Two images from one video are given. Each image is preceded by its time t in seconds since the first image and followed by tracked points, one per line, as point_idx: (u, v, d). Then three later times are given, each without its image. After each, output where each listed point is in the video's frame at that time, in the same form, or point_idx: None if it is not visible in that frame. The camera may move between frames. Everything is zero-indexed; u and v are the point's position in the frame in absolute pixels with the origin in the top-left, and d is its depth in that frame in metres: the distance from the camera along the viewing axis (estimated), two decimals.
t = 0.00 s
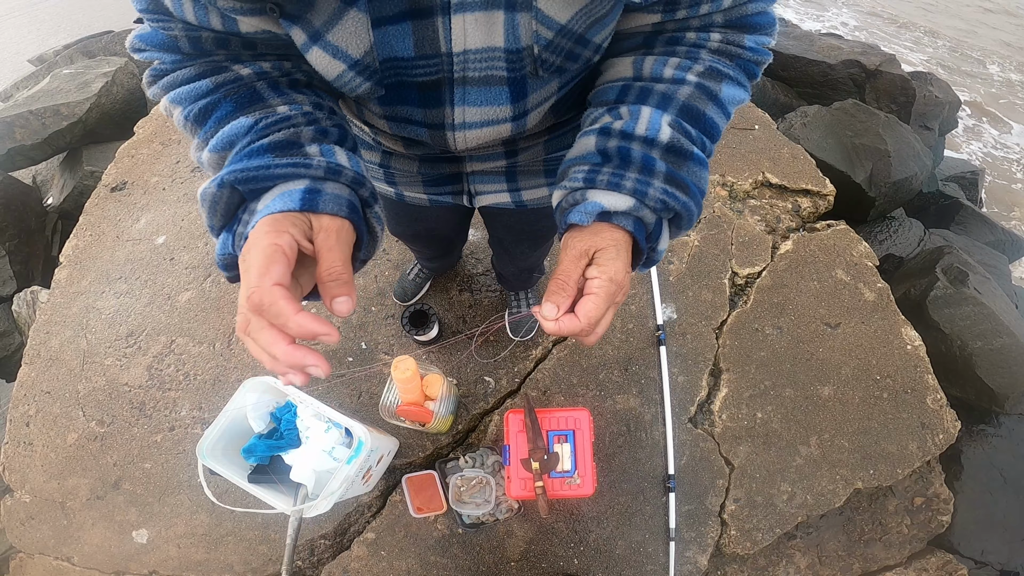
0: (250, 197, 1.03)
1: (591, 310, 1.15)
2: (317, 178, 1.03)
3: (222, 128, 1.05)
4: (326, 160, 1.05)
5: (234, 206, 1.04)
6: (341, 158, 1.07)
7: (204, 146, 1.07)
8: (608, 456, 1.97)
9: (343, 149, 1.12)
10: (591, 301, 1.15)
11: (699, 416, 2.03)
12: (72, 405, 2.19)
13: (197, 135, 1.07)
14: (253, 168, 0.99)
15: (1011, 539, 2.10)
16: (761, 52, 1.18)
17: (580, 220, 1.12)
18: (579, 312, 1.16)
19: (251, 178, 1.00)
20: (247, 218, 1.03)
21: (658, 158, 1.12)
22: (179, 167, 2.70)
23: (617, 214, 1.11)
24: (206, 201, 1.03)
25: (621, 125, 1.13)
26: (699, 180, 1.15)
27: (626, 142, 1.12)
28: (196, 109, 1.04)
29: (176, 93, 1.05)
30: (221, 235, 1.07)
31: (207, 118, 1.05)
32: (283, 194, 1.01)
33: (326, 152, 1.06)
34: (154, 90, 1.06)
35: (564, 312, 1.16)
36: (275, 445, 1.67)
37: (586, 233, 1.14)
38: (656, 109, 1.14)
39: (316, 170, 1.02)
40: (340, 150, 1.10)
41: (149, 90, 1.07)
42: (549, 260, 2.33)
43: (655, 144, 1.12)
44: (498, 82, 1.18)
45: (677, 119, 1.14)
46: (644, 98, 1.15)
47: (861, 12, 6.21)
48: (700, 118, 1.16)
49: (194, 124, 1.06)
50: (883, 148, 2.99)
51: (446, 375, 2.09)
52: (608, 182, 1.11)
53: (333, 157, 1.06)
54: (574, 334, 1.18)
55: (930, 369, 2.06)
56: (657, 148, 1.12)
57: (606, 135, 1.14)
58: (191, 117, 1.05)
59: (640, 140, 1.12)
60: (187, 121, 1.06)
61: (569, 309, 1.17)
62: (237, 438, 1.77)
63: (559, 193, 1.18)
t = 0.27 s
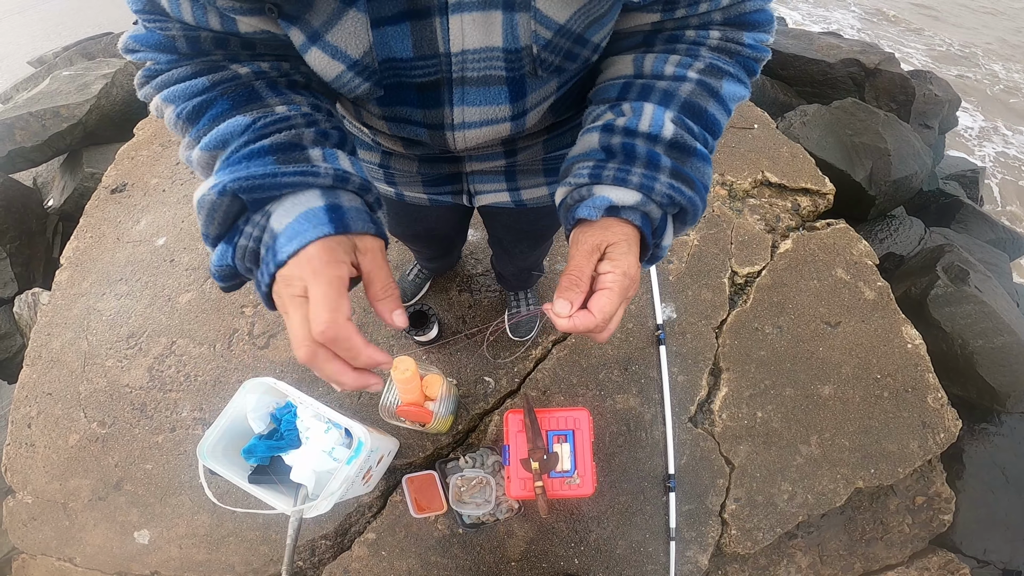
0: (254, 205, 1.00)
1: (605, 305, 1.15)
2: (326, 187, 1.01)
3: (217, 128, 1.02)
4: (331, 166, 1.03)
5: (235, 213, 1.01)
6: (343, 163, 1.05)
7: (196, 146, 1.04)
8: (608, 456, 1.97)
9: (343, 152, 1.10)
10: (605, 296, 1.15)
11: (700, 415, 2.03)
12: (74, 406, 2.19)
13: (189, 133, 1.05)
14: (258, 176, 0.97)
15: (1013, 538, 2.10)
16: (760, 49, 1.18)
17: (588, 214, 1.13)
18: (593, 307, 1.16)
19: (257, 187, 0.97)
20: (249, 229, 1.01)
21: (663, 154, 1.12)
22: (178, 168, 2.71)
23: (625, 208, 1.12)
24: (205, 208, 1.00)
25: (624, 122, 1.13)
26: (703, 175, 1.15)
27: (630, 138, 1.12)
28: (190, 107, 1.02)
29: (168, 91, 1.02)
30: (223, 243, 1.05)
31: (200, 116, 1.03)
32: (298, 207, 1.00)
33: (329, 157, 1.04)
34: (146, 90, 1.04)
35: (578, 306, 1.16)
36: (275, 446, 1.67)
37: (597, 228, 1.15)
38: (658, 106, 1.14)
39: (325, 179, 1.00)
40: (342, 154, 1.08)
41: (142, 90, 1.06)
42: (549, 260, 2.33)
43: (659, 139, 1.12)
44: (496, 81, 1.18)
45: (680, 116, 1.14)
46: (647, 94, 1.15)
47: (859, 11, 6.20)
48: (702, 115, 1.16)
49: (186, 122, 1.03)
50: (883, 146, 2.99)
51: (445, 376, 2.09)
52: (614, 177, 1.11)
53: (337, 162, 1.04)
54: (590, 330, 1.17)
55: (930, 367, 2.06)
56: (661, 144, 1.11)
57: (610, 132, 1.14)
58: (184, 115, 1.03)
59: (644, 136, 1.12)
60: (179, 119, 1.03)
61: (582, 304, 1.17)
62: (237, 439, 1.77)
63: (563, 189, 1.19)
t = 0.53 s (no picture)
0: (280, 194, 1.00)
1: (620, 310, 1.20)
2: (349, 169, 1.02)
3: (227, 122, 1.01)
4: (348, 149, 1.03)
5: (258, 207, 1.01)
6: (357, 146, 1.05)
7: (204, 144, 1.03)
8: (607, 455, 1.97)
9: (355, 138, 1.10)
10: (619, 301, 1.20)
11: (699, 415, 2.03)
12: (75, 408, 2.20)
13: (195, 132, 1.04)
14: (283, 164, 0.97)
15: (1015, 537, 2.09)
16: (758, 50, 1.18)
17: (598, 220, 1.13)
18: (609, 314, 1.21)
19: (282, 175, 0.97)
20: (279, 217, 1.01)
21: (667, 155, 1.12)
22: (178, 170, 2.71)
23: (635, 213, 1.12)
24: (228, 205, 0.99)
25: (628, 125, 1.13)
26: (707, 176, 1.16)
27: (635, 141, 1.12)
28: (193, 107, 1.01)
29: (168, 93, 1.01)
30: (248, 237, 1.04)
31: (204, 114, 1.02)
32: (330, 191, 1.00)
33: (343, 142, 1.04)
34: (143, 92, 1.03)
35: (594, 314, 1.21)
36: (275, 447, 1.67)
37: (609, 235, 1.16)
38: (661, 108, 1.14)
39: (346, 161, 1.01)
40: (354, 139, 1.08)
41: (140, 93, 1.04)
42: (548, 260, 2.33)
43: (664, 141, 1.12)
44: (496, 83, 1.18)
45: (683, 117, 1.14)
46: (649, 97, 1.15)
47: (858, 10, 6.20)
48: (704, 115, 1.16)
49: (190, 122, 1.02)
50: (882, 145, 2.99)
51: (445, 376, 2.09)
52: (622, 181, 1.12)
53: (352, 146, 1.05)
54: (606, 335, 1.23)
55: (930, 366, 2.06)
56: (665, 146, 1.12)
57: (615, 135, 1.13)
58: (188, 114, 1.02)
59: (648, 138, 1.12)
60: (181, 119, 1.02)
61: (597, 311, 1.22)
62: (237, 440, 1.77)
63: (570, 194, 1.19)
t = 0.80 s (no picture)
0: (246, 211, 0.96)
1: (605, 304, 1.20)
2: (313, 176, 0.96)
3: (197, 128, 0.98)
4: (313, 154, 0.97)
5: (227, 224, 0.98)
6: (325, 150, 1.00)
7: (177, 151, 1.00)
8: (607, 454, 1.97)
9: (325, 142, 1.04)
10: (604, 295, 1.19)
11: (699, 414, 2.03)
12: (76, 409, 2.20)
13: (170, 137, 1.01)
14: (238, 179, 0.92)
15: (1016, 535, 2.09)
16: (750, 47, 1.19)
17: (585, 213, 1.13)
18: (592, 306, 1.20)
19: (239, 190, 0.93)
20: (248, 238, 0.98)
21: (657, 151, 1.12)
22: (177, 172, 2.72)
23: (621, 206, 1.12)
24: (190, 224, 0.96)
25: (618, 120, 1.14)
26: (697, 171, 1.15)
27: (624, 136, 1.12)
28: (169, 110, 0.98)
29: (148, 95, 0.99)
30: (224, 261, 1.02)
31: (181, 117, 0.99)
32: (292, 203, 0.95)
33: (310, 146, 0.99)
34: (126, 94, 1.02)
35: (577, 306, 1.21)
36: (275, 447, 1.67)
37: (594, 228, 1.15)
38: (651, 104, 1.14)
39: (310, 167, 0.96)
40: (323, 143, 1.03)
41: (123, 95, 1.03)
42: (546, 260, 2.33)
43: (653, 137, 1.12)
44: (494, 82, 1.18)
45: (673, 113, 1.15)
46: (640, 93, 1.16)
47: (856, 8, 6.20)
48: (694, 112, 1.16)
49: (166, 125, 1.00)
50: (881, 143, 2.99)
51: (445, 376, 2.10)
52: (609, 176, 1.12)
53: (319, 149, 0.99)
54: (590, 327, 1.23)
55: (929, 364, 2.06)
56: (655, 141, 1.12)
57: (603, 130, 1.14)
58: (164, 117, 0.99)
59: (638, 134, 1.12)
60: (159, 121, 1.00)
61: (581, 303, 1.22)
62: (237, 440, 1.78)
63: (559, 188, 1.19)
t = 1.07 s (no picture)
0: (251, 260, 0.96)
1: (574, 290, 1.18)
2: (320, 226, 0.96)
3: (199, 155, 0.97)
4: (321, 203, 0.97)
5: (234, 269, 0.98)
6: (334, 196, 0.99)
7: (175, 175, 1.00)
8: (606, 453, 1.97)
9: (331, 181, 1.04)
10: (574, 281, 1.17)
11: (698, 412, 2.03)
12: (76, 410, 2.20)
13: (168, 157, 1.00)
14: (245, 230, 0.92)
15: (1017, 533, 2.09)
16: (741, 43, 1.19)
17: (565, 200, 1.13)
18: (561, 290, 1.19)
19: (247, 244, 0.93)
20: (255, 287, 0.98)
21: (643, 143, 1.12)
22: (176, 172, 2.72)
23: (601, 195, 1.11)
24: (197, 269, 0.96)
25: (605, 113, 1.13)
26: (683, 165, 1.15)
27: (611, 128, 1.12)
28: (169, 128, 0.97)
29: (144, 108, 0.97)
30: (231, 303, 1.03)
31: (180, 138, 0.98)
32: (299, 260, 0.95)
33: (319, 192, 0.98)
34: (117, 102, 0.99)
35: (547, 288, 1.19)
36: (274, 446, 1.68)
37: (569, 213, 1.15)
38: (639, 97, 1.14)
39: (318, 219, 0.95)
40: (331, 185, 1.02)
41: (114, 103, 1.00)
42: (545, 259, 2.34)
43: (639, 130, 1.12)
44: (490, 80, 1.18)
45: (661, 107, 1.14)
46: (628, 87, 1.15)
47: (855, 7, 6.19)
48: (683, 106, 1.16)
49: (163, 145, 0.98)
50: (880, 142, 2.99)
51: (444, 375, 2.10)
52: (592, 166, 1.11)
53: (326, 194, 0.99)
54: (556, 311, 1.21)
55: (928, 362, 2.06)
56: (641, 134, 1.11)
57: (590, 122, 1.14)
58: (162, 136, 0.98)
59: (625, 126, 1.12)
60: (155, 140, 0.98)
61: (551, 286, 1.20)
62: (237, 440, 1.78)
63: (545, 177, 1.19)
